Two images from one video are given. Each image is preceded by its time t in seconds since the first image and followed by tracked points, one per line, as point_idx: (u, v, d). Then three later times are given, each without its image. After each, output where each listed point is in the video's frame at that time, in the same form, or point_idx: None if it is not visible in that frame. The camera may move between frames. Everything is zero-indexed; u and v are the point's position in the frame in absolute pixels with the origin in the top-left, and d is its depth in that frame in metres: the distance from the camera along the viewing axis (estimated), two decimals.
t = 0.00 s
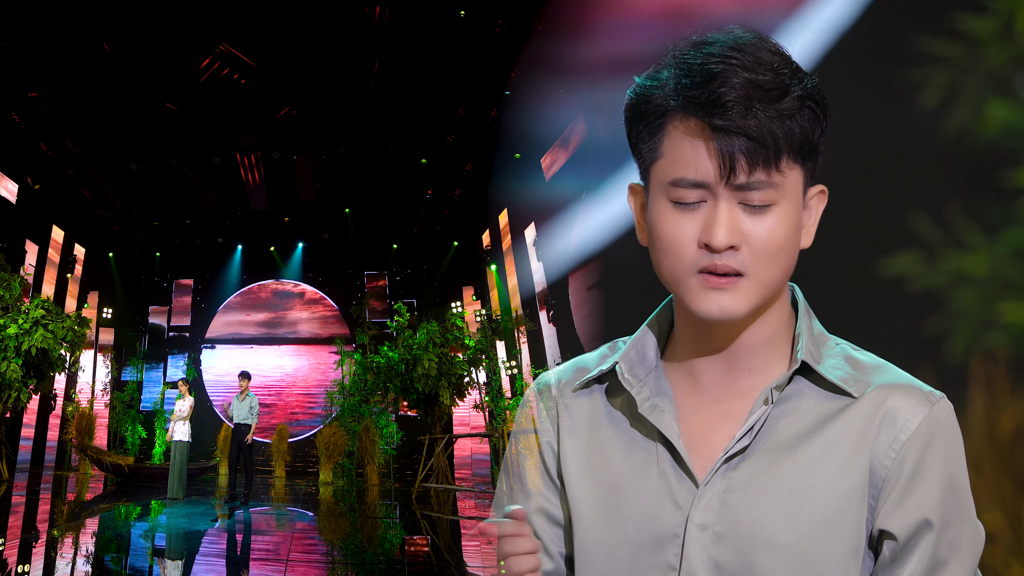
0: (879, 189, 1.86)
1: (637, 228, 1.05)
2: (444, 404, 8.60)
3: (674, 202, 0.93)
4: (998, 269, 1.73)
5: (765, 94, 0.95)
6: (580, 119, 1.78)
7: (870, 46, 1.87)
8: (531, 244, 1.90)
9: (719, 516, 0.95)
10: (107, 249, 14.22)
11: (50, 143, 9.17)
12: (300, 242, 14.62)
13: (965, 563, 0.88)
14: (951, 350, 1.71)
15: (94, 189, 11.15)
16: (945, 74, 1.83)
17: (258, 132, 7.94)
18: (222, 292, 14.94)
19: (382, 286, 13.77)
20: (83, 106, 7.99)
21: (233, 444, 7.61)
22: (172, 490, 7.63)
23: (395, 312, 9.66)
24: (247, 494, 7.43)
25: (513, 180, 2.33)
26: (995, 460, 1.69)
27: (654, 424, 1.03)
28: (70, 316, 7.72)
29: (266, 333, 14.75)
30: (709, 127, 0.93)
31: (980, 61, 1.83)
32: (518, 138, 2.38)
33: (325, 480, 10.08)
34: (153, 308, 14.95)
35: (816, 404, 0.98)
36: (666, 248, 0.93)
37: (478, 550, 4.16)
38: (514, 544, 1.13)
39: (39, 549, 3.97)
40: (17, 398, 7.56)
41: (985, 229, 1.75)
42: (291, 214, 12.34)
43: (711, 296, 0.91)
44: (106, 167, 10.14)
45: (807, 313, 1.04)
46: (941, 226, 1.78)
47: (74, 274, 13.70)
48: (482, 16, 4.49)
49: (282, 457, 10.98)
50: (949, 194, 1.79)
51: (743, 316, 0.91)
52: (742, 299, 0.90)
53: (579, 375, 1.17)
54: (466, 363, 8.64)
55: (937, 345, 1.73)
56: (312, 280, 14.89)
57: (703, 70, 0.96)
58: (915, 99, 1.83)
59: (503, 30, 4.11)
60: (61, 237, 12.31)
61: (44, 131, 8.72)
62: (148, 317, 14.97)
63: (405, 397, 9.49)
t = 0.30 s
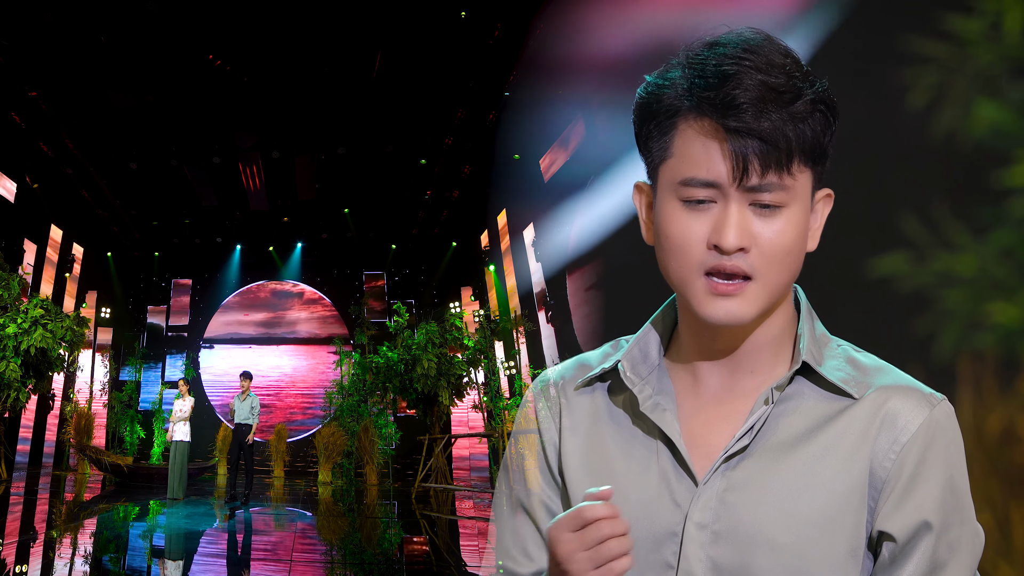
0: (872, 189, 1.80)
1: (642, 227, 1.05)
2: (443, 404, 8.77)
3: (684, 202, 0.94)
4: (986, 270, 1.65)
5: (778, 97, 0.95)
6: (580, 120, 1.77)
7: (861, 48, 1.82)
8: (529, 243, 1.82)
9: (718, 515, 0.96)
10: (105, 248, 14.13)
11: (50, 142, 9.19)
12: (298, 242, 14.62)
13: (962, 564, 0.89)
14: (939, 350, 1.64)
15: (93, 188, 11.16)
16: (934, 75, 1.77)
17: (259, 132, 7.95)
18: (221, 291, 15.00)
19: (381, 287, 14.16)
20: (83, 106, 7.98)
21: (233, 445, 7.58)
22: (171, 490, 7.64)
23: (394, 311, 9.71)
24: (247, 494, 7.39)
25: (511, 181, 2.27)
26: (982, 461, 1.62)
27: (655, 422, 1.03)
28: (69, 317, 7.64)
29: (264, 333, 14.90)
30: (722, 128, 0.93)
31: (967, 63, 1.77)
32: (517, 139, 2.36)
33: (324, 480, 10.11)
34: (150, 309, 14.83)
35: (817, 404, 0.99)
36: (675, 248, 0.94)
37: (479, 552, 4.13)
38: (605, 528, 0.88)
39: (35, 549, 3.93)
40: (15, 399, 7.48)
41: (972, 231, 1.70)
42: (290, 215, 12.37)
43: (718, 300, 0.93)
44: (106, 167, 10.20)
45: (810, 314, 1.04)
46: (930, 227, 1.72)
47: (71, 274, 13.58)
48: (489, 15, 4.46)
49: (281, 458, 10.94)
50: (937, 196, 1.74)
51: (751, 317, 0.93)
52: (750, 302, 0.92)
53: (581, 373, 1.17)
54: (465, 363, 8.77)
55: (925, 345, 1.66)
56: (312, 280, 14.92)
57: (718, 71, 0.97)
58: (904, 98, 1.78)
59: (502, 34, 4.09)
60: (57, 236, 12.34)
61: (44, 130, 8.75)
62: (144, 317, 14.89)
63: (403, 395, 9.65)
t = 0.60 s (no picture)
0: (862, 184, 1.81)
1: (643, 222, 1.06)
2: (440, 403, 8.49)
3: (683, 195, 0.95)
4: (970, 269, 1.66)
5: (781, 93, 0.96)
6: (579, 122, 1.75)
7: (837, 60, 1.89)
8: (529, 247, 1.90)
9: (713, 505, 0.96)
10: (103, 247, 14.09)
11: (49, 142, 9.20)
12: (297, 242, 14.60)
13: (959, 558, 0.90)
14: (925, 349, 1.65)
15: (92, 188, 11.16)
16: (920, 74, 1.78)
17: (259, 131, 7.95)
18: (219, 291, 14.83)
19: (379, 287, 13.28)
20: (83, 105, 7.96)
21: (233, 446, 7.52)
22: (170, 491, 7.59)
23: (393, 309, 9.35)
24: (245, 494, 7.35)
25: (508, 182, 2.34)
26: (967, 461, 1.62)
27: (653, 411, 1.04)
28: (67, 316, 7.61)
29: (262, 333, 14.83)
30: (724, 124, 0.94)
31: (954, 61, 1.78)
32: (517, 142, 2.44)
33: (321, 480, 10.07)
34: (148, 308, 14.73)
35: (813, 395, 1.00)
36: (675, 242, 0.94)
37: (476, 552, 4.11)
38: (671, 494, 0.89)
39: (35, 549, 3.91)
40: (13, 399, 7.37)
41: (959, 229, 1.70)
42: (288, 214, 12.38)
43: (716, 300, 0.93)
44: (104, 166, 10.18)
45: (808, 308, 1.05)
46: (916, 226, 1.72)
47: (69, 273, 13.82)
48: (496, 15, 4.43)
49: (278, 457, 10.88)
50: (923, 195, 1.75)
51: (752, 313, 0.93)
52: (747, 302, 0.92)
53: (579, 364, 1.17)
54: (463, 363, 8.59)
55: (911, 345, 1.66)
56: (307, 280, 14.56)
57: (721, 67, 0.97)
58: (891, 97, 1.80)
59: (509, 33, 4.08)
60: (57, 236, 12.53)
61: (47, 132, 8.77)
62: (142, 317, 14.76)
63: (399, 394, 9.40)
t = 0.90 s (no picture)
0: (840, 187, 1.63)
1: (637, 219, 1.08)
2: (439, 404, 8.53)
3: (663, 189, 0.97)
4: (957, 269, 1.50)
5: (762, 88, 0.97)
6: (575, 121, 1.78)
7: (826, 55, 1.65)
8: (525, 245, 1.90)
9: (705, 503, 0.97)
10: (101, 246, 13.36)
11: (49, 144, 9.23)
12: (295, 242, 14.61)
13: (957, 558, 0.92)
14: (912, 350, 1.49)
15: (91, 189, 11.19)
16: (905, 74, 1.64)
17: (259, 131, 7.96)
18: (217, 292, 14.90)
19: (376, 287, 13.75)
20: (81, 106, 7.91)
21: (233, 445, 7.52)
22: (168, 491, 7.56)
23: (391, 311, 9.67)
24: (243, 494, 7.33)
25: (505, 183, 2.36)
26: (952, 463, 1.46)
27: (646, 409, 1.05)
28: (64, 315, 7.55)
29: (260, 333, 14.98)
30: (699, 119, 0.95)
31: (941, 60, 1.66)
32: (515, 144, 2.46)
33: (319, 480, 10.05)
34: (145, 308, 14.55)
35: (805, 395, 1.01)
36: (654, 237, 0.97)
37: (474, 550, 4.11)
38: (688, 495, 0.92)
39: (33, 549, 3.89)
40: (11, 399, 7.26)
41: (946, 229, 1.56)
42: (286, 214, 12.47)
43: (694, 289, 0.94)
44: (102, 164, 10.17)
45: (800, 307, 1.05)
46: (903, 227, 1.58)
47: (65, 273, 13.51)
48: (499, 19, 4.47)
49: (276, 457, 10.85)
50: (910, 194, 1.60)
51: (728, 306, 0.94)
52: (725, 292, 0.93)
53: (574, 363, 1.19)
54: (461, 364, 8.58)
55: (897, 345, 1.51)
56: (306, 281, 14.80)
57: (701, 62, 0.98)
58: (876, 96, 1.65)
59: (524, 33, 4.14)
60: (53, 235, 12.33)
61: (43, 133, 8.74)
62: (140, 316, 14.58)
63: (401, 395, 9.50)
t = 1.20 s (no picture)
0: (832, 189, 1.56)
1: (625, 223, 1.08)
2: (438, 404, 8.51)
3: (637, 190, 0.96)
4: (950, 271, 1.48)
5: (730, 85, 0.95)
6: (574, 121, 1.78)
7: (817, 60, 1.61)
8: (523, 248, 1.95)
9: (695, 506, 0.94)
10: (97, 245, 13.53)
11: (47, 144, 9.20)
12: (294, 242, 14.75)
13: (949, 563, 0.87)
14: (904, 351, 1.45)
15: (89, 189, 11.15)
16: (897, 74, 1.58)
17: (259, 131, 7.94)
18: (216, 292, 14.86)
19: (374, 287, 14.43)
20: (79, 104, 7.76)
21: (233, 446, 7.47)
22: (168, 491, 7.49)
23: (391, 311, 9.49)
24: (244, 495, 7.28)
25: (505, 183, 2.43)
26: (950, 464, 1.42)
27: (640, 412, 1.03)
28: (63, 314, 7.34)
29: (257, 333, 14.83)
30: (667, 120, 0.94)
31: (932, 61, 1.59)
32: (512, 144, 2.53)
33: (318, 480, 10.04)
34: (143, 308, 14.51)
35: (796, 398, 0.96)
36: (629, 237, 0.96)
37: (472, 549, 4.11)
38: (683, 500, 0.90)
39: (28, 552, 3.84)
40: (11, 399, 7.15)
41: (939, 229, 1.51)
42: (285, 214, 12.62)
43: (667, 287, 0.93)
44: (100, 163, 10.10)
45: (794, 307, 1.01)
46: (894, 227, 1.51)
47: (63, 272, 13.18)
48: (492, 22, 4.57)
49: (274, 456, 10.79)
50: (902, 194, 1.53)
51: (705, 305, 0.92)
52: (695, 289, 0.91)
53: (570, 364, 1.18)
54: (459, 363, 8.60)
55: (891, 346, 1.46)
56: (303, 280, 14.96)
57: (669, 64, 0.97)
58: (867, 97, 1.59)
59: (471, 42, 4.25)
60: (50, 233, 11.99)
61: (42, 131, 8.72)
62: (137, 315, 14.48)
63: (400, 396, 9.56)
